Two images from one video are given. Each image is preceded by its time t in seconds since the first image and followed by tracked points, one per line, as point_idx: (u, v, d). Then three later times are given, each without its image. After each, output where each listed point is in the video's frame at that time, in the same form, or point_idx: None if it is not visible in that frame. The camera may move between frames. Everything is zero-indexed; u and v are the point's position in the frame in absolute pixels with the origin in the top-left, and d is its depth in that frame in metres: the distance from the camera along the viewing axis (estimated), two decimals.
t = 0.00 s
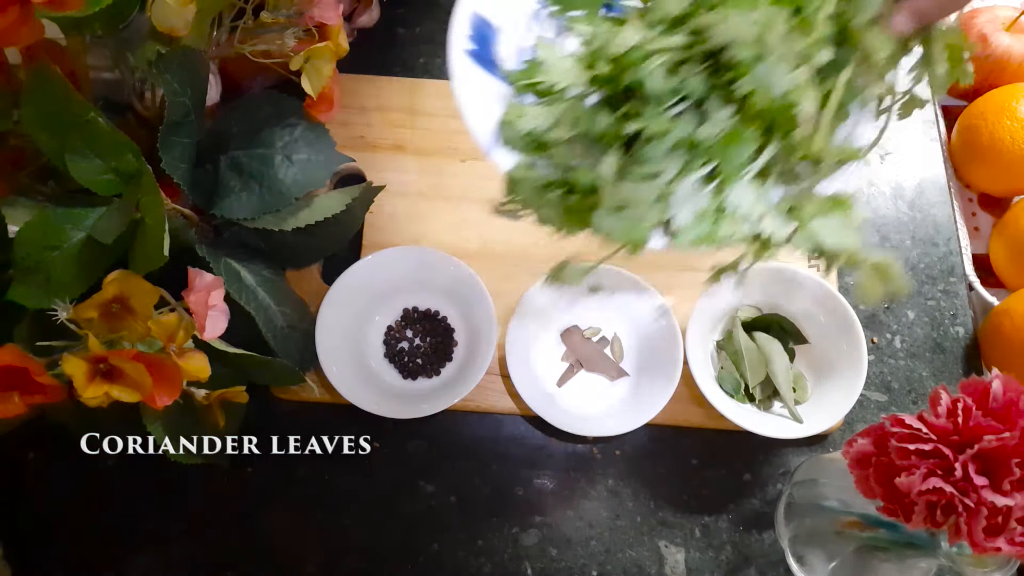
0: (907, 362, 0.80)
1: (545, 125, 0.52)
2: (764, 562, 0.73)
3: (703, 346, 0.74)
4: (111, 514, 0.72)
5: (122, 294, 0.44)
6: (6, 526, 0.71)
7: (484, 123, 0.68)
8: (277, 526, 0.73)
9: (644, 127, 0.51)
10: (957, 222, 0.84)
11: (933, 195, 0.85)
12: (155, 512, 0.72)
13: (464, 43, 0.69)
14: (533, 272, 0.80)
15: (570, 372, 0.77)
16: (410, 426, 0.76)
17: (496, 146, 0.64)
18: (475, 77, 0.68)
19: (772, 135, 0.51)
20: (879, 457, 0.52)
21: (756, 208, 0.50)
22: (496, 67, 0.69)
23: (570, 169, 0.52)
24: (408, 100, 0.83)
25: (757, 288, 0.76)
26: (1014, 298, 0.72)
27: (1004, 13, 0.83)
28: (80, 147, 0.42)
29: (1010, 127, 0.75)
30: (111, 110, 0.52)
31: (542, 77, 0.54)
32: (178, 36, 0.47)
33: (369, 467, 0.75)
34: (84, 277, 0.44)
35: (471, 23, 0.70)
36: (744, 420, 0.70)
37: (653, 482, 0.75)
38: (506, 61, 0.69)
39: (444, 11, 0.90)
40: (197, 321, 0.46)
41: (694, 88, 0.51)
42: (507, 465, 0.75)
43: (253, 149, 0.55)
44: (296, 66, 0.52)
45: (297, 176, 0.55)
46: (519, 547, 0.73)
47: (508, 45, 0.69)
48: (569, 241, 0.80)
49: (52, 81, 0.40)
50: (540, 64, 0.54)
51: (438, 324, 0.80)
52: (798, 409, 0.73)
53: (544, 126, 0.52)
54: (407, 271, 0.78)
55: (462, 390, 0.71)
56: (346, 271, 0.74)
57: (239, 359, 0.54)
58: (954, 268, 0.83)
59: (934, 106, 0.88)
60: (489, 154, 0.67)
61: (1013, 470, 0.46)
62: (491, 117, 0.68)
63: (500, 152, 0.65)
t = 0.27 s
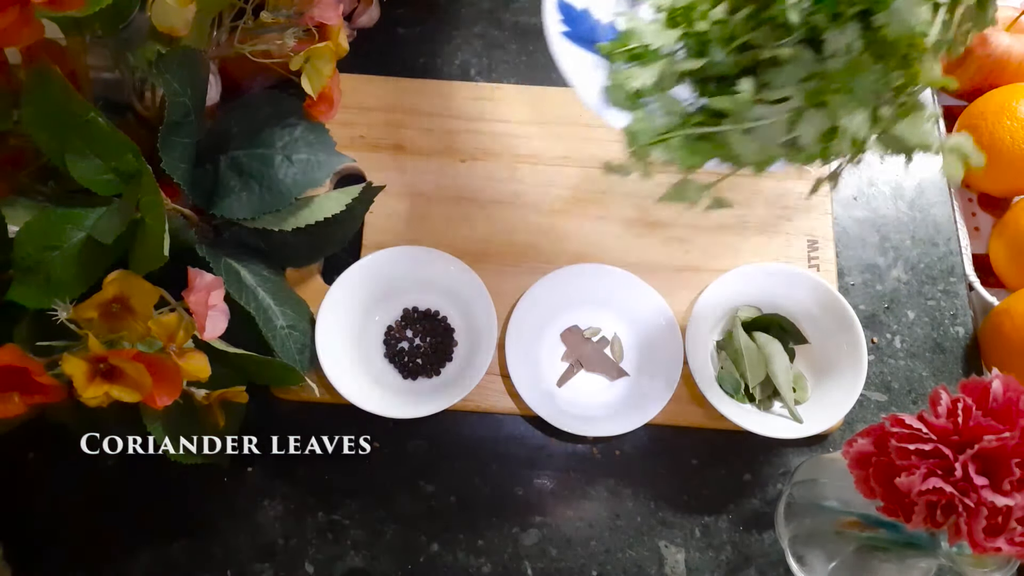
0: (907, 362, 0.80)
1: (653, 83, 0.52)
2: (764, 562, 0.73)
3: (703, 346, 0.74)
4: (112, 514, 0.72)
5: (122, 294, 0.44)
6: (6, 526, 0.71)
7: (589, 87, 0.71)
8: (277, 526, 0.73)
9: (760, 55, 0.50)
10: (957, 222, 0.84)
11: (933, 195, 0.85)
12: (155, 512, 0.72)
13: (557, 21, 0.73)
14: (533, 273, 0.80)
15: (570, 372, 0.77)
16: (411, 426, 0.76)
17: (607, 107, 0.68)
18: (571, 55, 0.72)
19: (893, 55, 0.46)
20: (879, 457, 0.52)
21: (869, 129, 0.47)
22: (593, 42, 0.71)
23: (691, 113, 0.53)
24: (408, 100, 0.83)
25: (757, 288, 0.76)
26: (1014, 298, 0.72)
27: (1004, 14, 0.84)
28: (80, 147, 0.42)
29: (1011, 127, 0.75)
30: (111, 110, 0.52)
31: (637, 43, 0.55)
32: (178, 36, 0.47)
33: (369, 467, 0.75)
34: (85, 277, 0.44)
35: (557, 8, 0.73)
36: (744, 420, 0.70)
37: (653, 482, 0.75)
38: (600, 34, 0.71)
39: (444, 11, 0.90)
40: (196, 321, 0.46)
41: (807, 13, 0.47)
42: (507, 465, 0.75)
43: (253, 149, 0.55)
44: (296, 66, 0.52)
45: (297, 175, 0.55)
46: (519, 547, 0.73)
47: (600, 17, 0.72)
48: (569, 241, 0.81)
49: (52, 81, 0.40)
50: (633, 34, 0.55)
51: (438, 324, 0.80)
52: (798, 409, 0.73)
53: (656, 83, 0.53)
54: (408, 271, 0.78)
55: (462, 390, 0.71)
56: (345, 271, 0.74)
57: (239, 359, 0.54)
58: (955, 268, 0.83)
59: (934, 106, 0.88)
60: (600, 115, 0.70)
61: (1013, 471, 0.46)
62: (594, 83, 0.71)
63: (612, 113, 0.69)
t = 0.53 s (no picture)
0: (907, 362, 0.80)
1: (712, 60, 0.58)
2: (763, 562, 0.73)
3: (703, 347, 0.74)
4: (112, 514, 0.72)
5: (122, 294, 0.44)
6: (7, 526, 0.71)
7: (648, 71, 0.67)
8: (277, 526, 0.73)
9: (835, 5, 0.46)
10: (957, 222, 0.84)
11: (933, 195, 0.85)
12: (156, 512, 0.72)
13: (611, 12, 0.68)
14: (533, 273, 0.80)
15: (570, 372, 0.77)
16: (411, 426, 0.76)
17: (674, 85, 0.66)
18: (625, 42, 0.68)
19: None
20: (879, 457, 0.52)
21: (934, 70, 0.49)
22: (646, 30, 0.68)
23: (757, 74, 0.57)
24: (409, 100, 0.83)
25: (757, 288, 0.76)
26: (1014, 298, 0.72)
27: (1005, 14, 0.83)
28: (80, 147, 0.42)
29: (1011, 127, 0.75)
30: (111, 110, 0.52)
31: (688, 23, 0.63)
32: (179, 36, 0.47)
33: (369, 467, 0.75)
34: (85, 276, 0.44)
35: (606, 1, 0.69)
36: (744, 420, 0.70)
37: (653, 482, 0.75)
38: (651, 23, 0.68)
39: (444, 12, 0.90)
40: (196, 321, 0.46)
41: None
42: (507, 465, 0.75)
43: (253, 149, 0.55)
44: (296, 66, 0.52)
45: (297, 175, 0.55)
46: (519, 547, 0.73)
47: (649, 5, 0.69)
48: (569, 241, 0.81)
49: (52, 81, 0.40)
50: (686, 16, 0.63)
51: (438, 324, 0.80)
52: (798, 409, 0.73)
53: (712, 60, 0.58)
54: (407, 271, 0.78)
55: (462, 389, 0.71)
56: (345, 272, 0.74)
57: (239, 359, 0.54)
58: (955, 268, 0.83)
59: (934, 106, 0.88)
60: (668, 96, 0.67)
61: (1013, 470, 0.46)
62: (650, 68, 0.67)
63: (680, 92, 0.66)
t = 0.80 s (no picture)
0: (907, 362, 0.80)
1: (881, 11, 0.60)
2: (763, 562, 0.73)
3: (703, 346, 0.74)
4: (111, 514, 0.72)
5: (122, 294, 0.44)
6: (7, 526, 0.71)
7: (648, 88, 0.72)
8: (277, 526, 0.73)
9: None
10: (957, 222, 0.84)
11: (933, 195, 0.85)
12: (156, 512, 0.72)
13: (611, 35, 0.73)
14: (533, 272, 0.80)
15: (570, 372, 0.77)
16: (411, 426, 0.76)
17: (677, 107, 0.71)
18: (628, 60, 0.73)
19: None
20: (880, 456, 0.52)
21: None
22: (646, 50, 0.74)
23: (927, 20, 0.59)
24: (409, 100, 0.83)
25: (757, 288, 0.76)
26: (1014, 298, 0.72)
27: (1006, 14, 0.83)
28: (79, 147, 0.42)
29: (1011, 127, 0.75)
30: (111, 110, 0.52)
31: (689, 43, 0.73)
32: (179, 37, 0.47)
33: (370, 466, 0.75)
34: (85, 277, 0.44)
35: (608, 21, 0.73)
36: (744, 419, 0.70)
37: (653, 482, 0.75)
38: (651, 42, 0.75)
39: (444, 12, 0.90)
40: (196, 321, 0.46)
41: None
42: (507, 465, 0.75)
43: (253, 149, 0.55)
44: (296, 66, 0.52)
45: (297, 176, 0.55)
46: (519, 547, 0.73)
47: (648, 26, 0.75)
48: (569, 241, 0.81)
49: (52, 81, 0.40)
50: (686, 37, 0.73)
51: (438, 324, 0.80)
52: (798, 409, 0.73)
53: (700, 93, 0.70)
54: (407, 271, 0.78)
55: (462, 389, 0.71)
56: (345, 272, 0.74)
57: (239, 359, 0.54)
58: (954, 268, 0.83)
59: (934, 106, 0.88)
60: (667, 112, 0.72)
61: (1013, 471, 0.46)
62: (650, 85, 0.73)
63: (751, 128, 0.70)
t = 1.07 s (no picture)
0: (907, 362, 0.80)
1: None
2: (763, 562, 0.73)
3: (703, 347, 0.74)
4: (111, 514, 0.72)
5: (122, 294, 0.44)
6: (7, 526, 0.71)
7: (628, 94, 0.73)
8: (277, 526, 0.73)
9: None
10: (957, 223, 0.84)
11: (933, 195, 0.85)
12: (156, 512, 0.72)
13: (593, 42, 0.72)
14: (533, 273, 0.80)
15: (570, 372, 0.77)
16: (411, 426, 0.76)
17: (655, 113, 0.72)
18: (611, 68, 0.73)
19: None
20: (880, 456, 0.52)
21: None
22: (628, 57, 0.74)
23: None
24: (409, 100, 0.83)
25: (757, 288, 0.76)
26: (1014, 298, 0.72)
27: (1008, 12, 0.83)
28: (79, 147, 0.42)
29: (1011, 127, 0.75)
30: (111, 110, 0.52)
31: (669, 51, 0.73)
32: (178, 37, 0.47)
33: (369, 466, 0.75)
34: (85, 277, 0.44)
35: (592, 29, 0.73)
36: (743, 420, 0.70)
37: (652, 482, 0.75)
38: (633, 49, 0.75)
39: (444, 12, 0.90)
40: (196, 321, 0.45)
41: None
42: (507, 465, 0.75)
43: (253, 149, 0.55)
44: (296, 67, 0.52)
45: (297, 176, 0.55)
46: (519, 547, 0.73)
47: (631, 34, 0.76)
48: (569, 241, 0.81)
49: (52, 81, 0.40)
50: (667, 45, 0.73)
51: (438, 324, 0.80)
52: (798, 409, 0.73)
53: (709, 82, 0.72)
54: (408, 271, 0.78)
55: (462, 389, 0.71)
56: (345, 272, 0.74)
57: (240, 359, 0.54)
58: (954, 268, 0.83)
59: (933, 107, 0.88)
60: (647, 117, 0.72)
61: (1013, 471, 0.46)
62: (631, 92, 0.73)
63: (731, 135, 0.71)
